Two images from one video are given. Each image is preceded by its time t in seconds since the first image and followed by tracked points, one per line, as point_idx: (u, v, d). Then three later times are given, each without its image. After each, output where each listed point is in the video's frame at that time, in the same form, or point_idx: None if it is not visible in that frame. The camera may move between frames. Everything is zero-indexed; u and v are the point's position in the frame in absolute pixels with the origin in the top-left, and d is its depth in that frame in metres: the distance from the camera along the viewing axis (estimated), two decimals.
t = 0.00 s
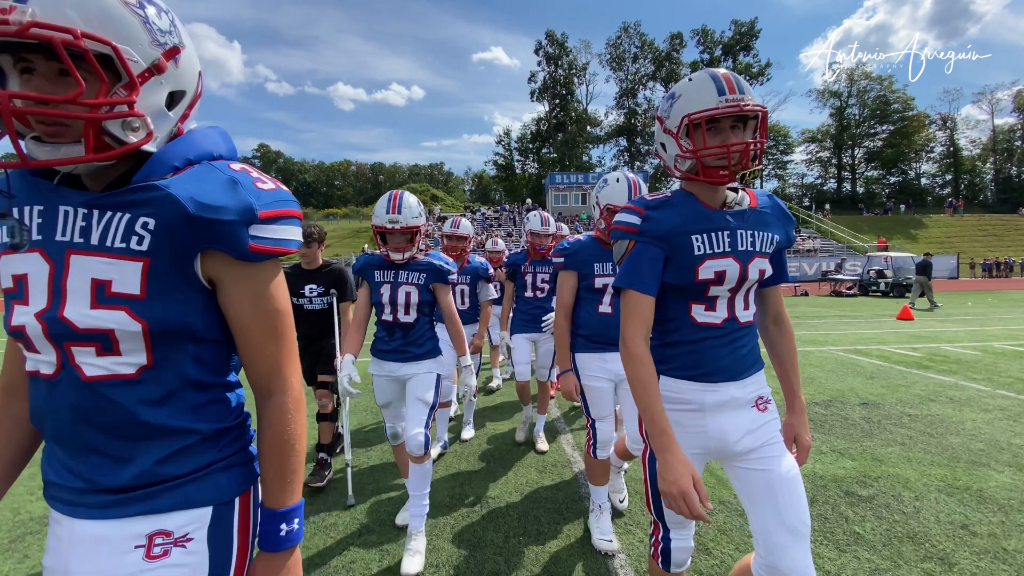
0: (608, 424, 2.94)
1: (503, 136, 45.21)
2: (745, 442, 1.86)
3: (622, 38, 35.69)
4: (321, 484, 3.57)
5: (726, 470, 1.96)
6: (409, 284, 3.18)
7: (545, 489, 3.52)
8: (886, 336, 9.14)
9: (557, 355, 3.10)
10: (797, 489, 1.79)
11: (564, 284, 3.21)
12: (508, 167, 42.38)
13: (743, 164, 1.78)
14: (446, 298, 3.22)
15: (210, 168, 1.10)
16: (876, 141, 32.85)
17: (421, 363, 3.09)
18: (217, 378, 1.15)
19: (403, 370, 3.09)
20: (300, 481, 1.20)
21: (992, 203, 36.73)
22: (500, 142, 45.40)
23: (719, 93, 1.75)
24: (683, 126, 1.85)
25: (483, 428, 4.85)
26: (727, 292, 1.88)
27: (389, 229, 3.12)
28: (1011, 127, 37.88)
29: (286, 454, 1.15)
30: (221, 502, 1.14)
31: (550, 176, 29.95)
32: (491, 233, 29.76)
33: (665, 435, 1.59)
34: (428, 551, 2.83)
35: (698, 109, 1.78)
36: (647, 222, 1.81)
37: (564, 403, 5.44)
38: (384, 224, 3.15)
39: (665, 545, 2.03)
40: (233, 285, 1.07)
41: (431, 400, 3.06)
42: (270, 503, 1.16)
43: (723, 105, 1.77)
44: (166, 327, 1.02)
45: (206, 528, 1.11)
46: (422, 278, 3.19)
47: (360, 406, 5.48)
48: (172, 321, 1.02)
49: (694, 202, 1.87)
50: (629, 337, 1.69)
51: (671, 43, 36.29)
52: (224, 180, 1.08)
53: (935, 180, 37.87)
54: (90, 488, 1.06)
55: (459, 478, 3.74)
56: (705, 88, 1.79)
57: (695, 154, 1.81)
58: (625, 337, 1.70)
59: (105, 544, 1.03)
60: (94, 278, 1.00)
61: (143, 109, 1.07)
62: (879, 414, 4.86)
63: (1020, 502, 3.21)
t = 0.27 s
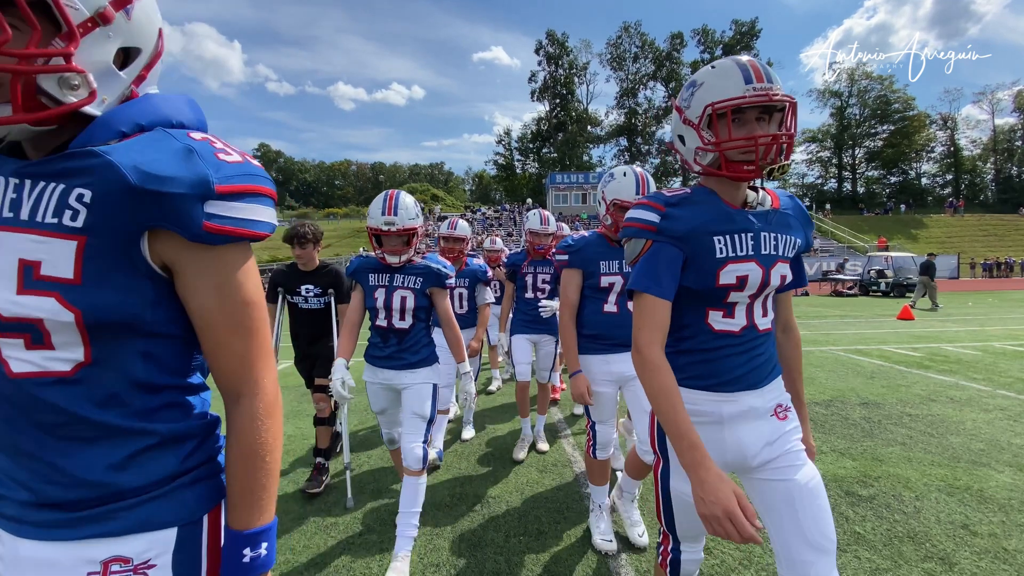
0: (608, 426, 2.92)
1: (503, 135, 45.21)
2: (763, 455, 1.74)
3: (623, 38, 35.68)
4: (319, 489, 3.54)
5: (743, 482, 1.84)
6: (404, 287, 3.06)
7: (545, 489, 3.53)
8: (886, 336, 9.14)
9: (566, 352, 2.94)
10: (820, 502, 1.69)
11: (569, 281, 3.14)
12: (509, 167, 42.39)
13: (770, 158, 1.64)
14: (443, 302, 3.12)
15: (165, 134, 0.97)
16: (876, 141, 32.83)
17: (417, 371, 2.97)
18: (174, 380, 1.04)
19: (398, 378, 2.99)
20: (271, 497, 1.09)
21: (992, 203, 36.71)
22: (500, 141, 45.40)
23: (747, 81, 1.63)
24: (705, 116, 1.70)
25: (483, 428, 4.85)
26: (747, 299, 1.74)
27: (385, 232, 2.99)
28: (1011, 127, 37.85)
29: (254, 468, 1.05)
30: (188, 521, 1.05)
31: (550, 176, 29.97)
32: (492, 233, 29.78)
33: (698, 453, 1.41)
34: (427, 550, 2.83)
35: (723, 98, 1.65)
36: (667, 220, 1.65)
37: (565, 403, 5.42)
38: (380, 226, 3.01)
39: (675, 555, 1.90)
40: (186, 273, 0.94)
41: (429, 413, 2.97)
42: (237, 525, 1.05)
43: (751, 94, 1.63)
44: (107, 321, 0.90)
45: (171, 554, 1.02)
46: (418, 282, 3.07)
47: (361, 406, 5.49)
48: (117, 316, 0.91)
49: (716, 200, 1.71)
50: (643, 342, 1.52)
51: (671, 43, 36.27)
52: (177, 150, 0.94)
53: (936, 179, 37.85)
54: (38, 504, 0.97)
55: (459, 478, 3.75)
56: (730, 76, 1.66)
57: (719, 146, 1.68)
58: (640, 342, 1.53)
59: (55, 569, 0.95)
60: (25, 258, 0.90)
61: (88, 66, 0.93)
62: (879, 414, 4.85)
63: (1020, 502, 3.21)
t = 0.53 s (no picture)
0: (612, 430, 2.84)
1: (504, 135, 45.21)
2: (790, 476, 1.62)
3: (623, 38, 35.66)
4: (316, 494, 3.52)
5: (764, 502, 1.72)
6: (400, 291, 2.91)
7: (546, 489, 3.53)
8: (886, 335, 9.14)
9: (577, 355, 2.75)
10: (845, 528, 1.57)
11: (576, 283, 3.04)
12: (509, 167, 42.39)
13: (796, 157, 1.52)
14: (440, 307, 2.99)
15: (101, 95, 0.80)
16: (877, 141, 32.82)
17: (411, 379, 2.83)
18: (119, 385, 0.87)
19: (391, 385, 2.84)
20: (239, 524, 0.89)
21: (993, 203, 36.68)
22: (501, 141, 45.40)
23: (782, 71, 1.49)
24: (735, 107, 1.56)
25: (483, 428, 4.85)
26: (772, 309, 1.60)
27: (380, 232, 2.84)
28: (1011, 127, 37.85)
29: (213, 489, 0.85)
30: (150, 550, 0.90)
31: (551, 176, 29.97)
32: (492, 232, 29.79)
33: (739, 476, 1.27)
34: (428, 549, 2.85)
35: (756, 87, 1.51)
36: (690, 221, 1.49)
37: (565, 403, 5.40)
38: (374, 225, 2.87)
39: (683, 565, 1.87)
40: (124, 251, 0.78)
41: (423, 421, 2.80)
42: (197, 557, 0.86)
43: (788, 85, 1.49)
44: (29, 313, 0.75)
45: None
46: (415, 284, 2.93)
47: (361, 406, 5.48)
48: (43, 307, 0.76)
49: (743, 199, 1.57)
50: (665, 353, 1.38)
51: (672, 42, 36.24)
52: (116, 115, 0.78)
53: (936, 179, 37.83)
54: None
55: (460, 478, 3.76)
56: (764, 65, 1.52)
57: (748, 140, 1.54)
58: (661, 352, 1.39)
59: None
60: None
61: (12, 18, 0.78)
62: (879, 414, 4.85)
63: (1021, 502, 3.21)
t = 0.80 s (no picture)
0: (616, 435, 2.76)
1: (504, 135, 45.22)
2: (816, 505, 1.52)
3: (624, 38, 35.64)
4: (314, 497, 3.48)
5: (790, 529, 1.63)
6: (394, 289, 2.84)
7: (547, 489, 3.53)
8: (887, 335, 9.14)
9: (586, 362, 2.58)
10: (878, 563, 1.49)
11: (585, 287, 2.86)
12: (510, 166, 42.39)
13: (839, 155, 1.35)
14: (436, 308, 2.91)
15: (11, 56, 0.67)
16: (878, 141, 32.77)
17: (407, 382, 2.76)
18: (49, 406, 0.75)
19: (386, 391, 2.77)
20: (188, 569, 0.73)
21: (994, 203, 36.66)
22: (501, 141, 45.39)
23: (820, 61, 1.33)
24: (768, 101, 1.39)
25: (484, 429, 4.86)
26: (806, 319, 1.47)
27: (374, 229, 2.77)
28: (1012, 127, 37.85)
29: (156, 527, 0.69)
30: None
31: (551, 176, 29.99)
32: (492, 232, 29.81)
33: (780, 508, 1.16)
34: (429, 548, 2.86)
35: (791, 78, 1.34)
36: (718, 223, 1.35)
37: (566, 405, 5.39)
38: (368, 223, 2.79)
39: None
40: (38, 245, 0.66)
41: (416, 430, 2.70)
42: None
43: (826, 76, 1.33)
44: None
45: None
46: (411, 283, 2.86)
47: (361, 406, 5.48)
48: None
49: (774, 200, 1.42)
50: (693, 369, 1.26)
51: (672, 42, 36.26)
52: (21, 76, 0.65)
53: (937, 179, 37.80)
54: None
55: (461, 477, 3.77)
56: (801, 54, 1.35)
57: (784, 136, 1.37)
58: (690, 368, 1.26)
59: None
60: None
61: None
62: (880, 414, 4.85)
63: (1022, 502, 3.21)
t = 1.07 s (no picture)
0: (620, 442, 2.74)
1: (505, 134, 45.23)
2: (863, 536, 1.36)
3: (624, 37, 35.62)
4: (310, 503, 3.39)
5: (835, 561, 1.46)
6: (388, 287, 2.75)
7: (546, 488, 3.54)
8: (888, 335, 9.13)
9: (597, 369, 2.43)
10: None
11: (594, 291, 2.69)
12: (510, 166, 42.38)
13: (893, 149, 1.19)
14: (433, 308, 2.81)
15: None
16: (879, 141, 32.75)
17: (403, 383, 2.71)
18: None
19: (379, 392, 2.70)
20: None
21: (994, 203, 36.64)
22: (502, 140, 45.37)
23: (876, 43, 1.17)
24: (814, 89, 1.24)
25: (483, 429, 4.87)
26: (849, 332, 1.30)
27: (365, 224, 2.69)
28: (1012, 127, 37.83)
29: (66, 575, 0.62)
30: None
31: (552, 176, 29.98)
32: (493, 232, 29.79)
33: (821, 545, 1.05)
34: (430, 547, 2.87)
35: (843, 62, 1.19)
36: (755, 223, 1.22)
37: (567, 406, 5.39)
38: (360, 218, 2.71)
39: None
40: None
41: (414, 432, 2.69)
42: None
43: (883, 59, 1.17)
44: None
45: None
46: (404, 280, 2.77)
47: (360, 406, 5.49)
48: None
49: (817, 199, 1.27)
50: (726, 385, 1.13)
51: (673, 42, 36.24)
52: None
53: (938, 179, 37.79)
54: None
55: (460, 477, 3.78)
56: (855, 35, 1.19)
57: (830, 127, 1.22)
58: (722, 385, 1.14)
59: None
60: None
61: None
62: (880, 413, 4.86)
63: (1022, 502, 3.21)
